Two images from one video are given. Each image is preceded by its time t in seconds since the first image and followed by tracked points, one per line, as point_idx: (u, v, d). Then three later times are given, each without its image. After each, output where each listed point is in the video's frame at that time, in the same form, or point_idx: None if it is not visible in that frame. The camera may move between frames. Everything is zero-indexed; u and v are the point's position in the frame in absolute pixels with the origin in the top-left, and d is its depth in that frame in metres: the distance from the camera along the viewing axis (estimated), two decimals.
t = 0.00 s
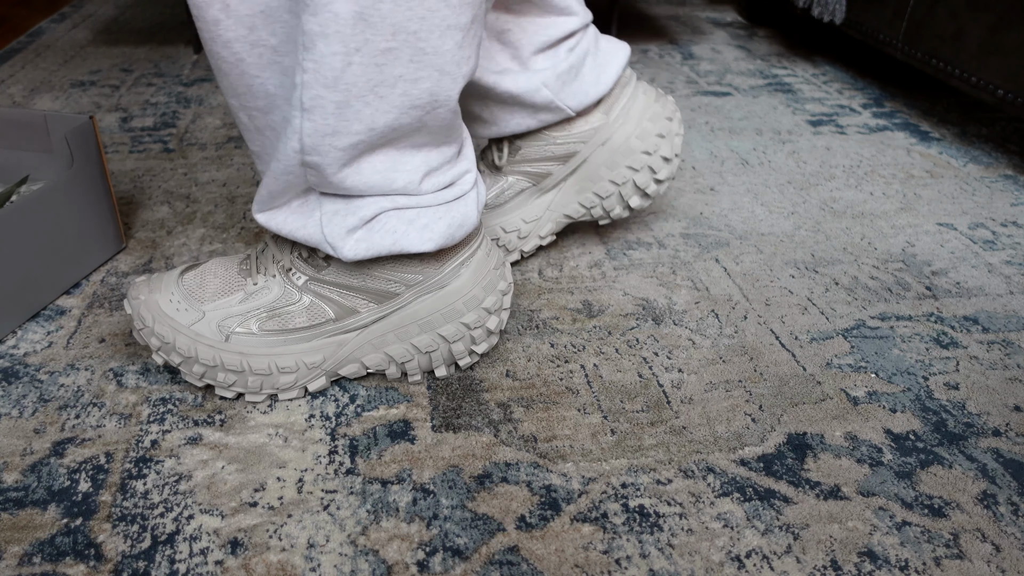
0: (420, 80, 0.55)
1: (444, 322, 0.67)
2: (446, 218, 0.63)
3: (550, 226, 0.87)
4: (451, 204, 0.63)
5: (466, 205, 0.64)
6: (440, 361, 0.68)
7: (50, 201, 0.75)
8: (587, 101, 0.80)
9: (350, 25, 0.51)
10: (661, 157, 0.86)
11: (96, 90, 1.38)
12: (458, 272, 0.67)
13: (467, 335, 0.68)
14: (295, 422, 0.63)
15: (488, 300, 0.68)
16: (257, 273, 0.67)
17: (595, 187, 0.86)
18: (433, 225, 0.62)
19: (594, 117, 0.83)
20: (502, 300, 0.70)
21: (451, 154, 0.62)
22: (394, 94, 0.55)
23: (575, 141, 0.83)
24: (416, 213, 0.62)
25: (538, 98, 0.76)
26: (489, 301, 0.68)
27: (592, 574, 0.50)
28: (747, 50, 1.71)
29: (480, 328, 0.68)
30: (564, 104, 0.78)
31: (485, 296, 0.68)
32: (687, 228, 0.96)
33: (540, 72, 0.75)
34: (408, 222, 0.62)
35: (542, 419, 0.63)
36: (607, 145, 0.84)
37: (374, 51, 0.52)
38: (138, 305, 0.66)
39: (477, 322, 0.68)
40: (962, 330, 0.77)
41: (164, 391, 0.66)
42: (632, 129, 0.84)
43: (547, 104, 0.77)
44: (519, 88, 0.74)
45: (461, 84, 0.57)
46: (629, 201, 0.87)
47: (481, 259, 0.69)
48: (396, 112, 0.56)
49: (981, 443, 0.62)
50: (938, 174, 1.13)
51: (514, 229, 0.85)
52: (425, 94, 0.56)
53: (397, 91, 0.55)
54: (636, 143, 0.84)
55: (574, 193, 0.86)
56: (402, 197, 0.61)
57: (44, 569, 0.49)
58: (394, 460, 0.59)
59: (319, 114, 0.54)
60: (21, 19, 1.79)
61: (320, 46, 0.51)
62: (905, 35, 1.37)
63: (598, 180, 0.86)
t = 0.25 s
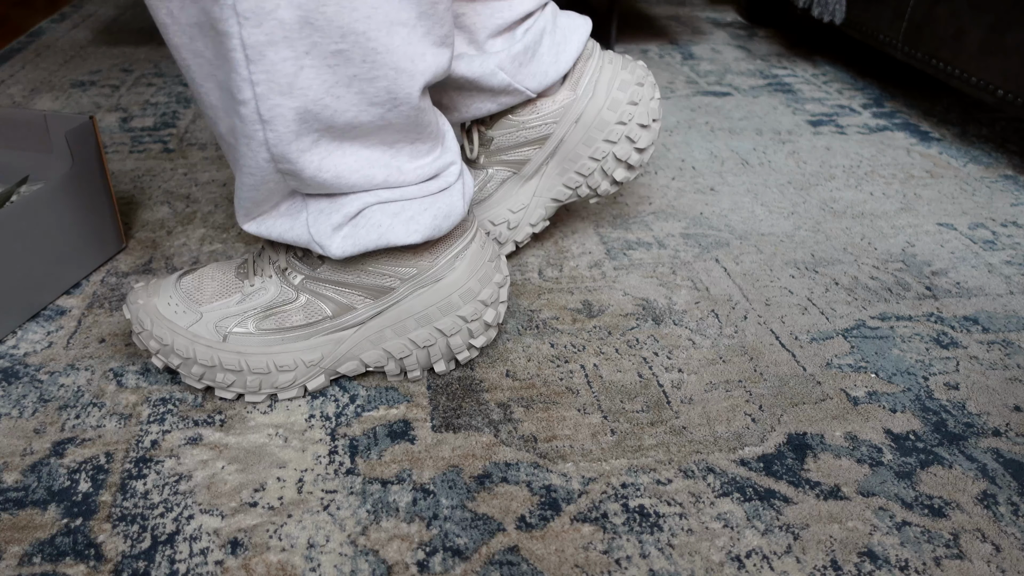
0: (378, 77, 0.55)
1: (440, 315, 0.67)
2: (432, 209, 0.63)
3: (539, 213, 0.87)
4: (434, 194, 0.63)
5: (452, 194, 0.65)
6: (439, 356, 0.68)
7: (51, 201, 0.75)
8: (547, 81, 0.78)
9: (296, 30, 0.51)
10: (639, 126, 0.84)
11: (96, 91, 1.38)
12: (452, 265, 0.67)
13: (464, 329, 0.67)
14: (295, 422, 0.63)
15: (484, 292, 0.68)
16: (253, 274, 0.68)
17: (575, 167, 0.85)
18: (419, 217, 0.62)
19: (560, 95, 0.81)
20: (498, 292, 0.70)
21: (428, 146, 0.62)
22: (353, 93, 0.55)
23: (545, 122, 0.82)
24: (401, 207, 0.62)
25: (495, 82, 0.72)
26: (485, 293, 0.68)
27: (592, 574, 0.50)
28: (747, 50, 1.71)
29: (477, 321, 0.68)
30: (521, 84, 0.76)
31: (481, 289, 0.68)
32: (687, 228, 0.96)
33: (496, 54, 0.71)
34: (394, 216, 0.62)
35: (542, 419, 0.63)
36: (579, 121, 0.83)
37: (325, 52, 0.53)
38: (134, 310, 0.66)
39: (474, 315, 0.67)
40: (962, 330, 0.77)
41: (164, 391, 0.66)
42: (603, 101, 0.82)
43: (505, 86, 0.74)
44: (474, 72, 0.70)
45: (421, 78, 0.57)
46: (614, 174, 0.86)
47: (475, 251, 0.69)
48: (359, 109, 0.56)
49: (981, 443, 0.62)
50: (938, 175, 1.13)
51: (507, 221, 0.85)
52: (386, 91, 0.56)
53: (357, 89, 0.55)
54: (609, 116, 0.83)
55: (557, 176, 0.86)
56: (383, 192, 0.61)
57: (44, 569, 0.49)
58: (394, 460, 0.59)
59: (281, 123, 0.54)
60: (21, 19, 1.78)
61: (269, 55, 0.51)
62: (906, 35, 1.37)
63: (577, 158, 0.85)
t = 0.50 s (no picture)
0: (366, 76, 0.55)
1: (439, 314, 0.67)
2: (428, 207, 0.63)
3: (537, 211, 0.87)
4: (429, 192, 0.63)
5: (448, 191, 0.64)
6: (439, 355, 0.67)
7: (51, 201, 0.75)
8: (537, 79, 0.78)
9: (280, 30, 0.51)
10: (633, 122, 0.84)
11: (96, 91, 1.38)
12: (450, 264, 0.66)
13: (464, 327, 0.67)
14: (295, 422, 0.63)
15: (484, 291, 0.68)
16: (253, 275, 0.68)
17: (571, 164, 0.85)
18: (416, 215, 0.62)
19: (552, 92, 0.81)
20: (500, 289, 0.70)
21: (422, 145, 0.62)
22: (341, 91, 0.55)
23: (538, 120, 0.82)
24: (397, 206, 0.62)
25: (486, 82, 0.72)
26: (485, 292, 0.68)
27: (591, 574, 0.50)
28: (747, 50, 1.71)
29: (477, 320, 0.68)
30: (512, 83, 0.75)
31: (480, 288, 0.67)
32: (686, 228, 0.96)
33: (486, 53, 0.71)
34: (390, 215, 0.62)
35: (542, 419, 0.63)
36: (573, 118, 0.82)
37: (311, 52, 0.53)
38: (134, 312, 0.66)
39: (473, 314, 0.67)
40: (962, 330, 0.77)
41: (163, 391, 0.66)
42: (596, 98, 0.82)
43: (496, 86, 0.73)
44: (466, 72, 0.70)
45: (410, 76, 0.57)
46: (611, 170, 0.87)
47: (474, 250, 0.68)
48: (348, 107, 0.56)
49: (981, 443, 0.62)
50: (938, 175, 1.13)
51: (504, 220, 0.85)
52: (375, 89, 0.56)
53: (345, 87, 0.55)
54: (602, 112, 0.83)
55: (553, 173, 0.86)
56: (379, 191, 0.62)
57: (44, 569, 0.49)
58: (394, 460, 0.59)
59: (270, 124, 0.54)
60: (21, 18, 1.79)
61: (254, 56, 0.51)
62: (906, 35, 1.37)
63: (572, 155, 0.85)
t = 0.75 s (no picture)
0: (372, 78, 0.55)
1: (439, 315, 0.67)
2: (430, 210, 0.63)
3: (542, 217, 0.86)
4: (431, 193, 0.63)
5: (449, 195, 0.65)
6: (438, 356, 0.68)
7: (51, 201, 0.75)
8: (558, 86, 0.79)
9: (289, 32, 0.51)
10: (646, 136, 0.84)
11: (96, 91, 1.38)
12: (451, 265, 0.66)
13: (463, 329, 0.67)
14: (295, 422, 0.63)
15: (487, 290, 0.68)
16: (252, 275, 0.68)
17: (581, 173, 0.85)
18: (417, 217, 0.63)
19: (569, 102, 0.82)
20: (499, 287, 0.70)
21: (425, 147, 0.62)
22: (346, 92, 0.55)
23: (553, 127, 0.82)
24: (399, 207, 0.62)
25: (507, 86, 0.74)
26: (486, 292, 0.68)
27: (591, 574, 0.50)
28: (747, 50, 1.71)
29: (477, 321, 0.68)
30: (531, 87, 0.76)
31: (480, 289, 0.68)
32: (686, 228, 0.96)
33: (508, 58, 0.73)
34: (392, 217, 0.62)
35: (542, 419, 0.63)
36: (587, 129, 0.83)
37: (322, 53, 0.53)
38: (134, 312, 0.66)
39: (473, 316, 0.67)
40: (962, 330, 0.77)
41: (163, 391, 0.66)
42: (611, 109, 0.83)
43: (517, 91, 0.75)
44: (486, 76, 0.72)
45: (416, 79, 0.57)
46: (619, 183, 0.86)
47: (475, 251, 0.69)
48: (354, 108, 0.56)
49: (981, 443, 0.62)
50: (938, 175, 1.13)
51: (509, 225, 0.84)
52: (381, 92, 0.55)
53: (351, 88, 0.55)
54: (616, 124, 0.83)
55: (562, 181, 0.86)
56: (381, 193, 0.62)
57: (44, 569, 0.49)
58: (394, 460, 0.59)
59: (275, 124, 0.54)
60: (22, 18, 1.79)
61: (262, 57, 0.51)
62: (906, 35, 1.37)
63: (583, 164, 0.85)
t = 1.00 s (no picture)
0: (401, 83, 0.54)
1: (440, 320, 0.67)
2: (441, 217, 0.63)
3: (552, 235, 0.86)
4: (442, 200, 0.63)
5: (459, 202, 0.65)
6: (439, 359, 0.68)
7: (51, 201, 0.75)
8: (602, 112, 0.80)
9: (328, 31, 0.50)
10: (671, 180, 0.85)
11: (96, 91, 1.38)
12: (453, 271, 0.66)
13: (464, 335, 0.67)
14: (295, 422, 0.63)
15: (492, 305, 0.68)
16: (254, 274, 0.68)
17: (602, 202, 0.85)
18: (429, 224, 0.63)
19: (606, 131, 0.82)
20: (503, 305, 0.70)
21: (440, 152, 0.62)
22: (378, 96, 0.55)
23: (587, 153, 0.83)
24: (412, 212, 0.62)
25: (551, 107, 0.76)
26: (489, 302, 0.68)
27: (591, 574, 0.50)
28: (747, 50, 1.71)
29: (478, 326, 0.68)
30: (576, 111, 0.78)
31: (483, 294, 0.68)
32: (686, 228, 0.96)
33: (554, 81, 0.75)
34: (404, 222, 0.62)
35: (542, 419, 0.63)
36: (616, 161, 0.83)
37: (356, 57, 0.52)
38: (135, 310, 0.66)
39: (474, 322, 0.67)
40: (962, 330, 0.77)
41: (164, 391, 0.66)
42: (644, 146, 0.83)
43: (561, 112, 0.77)
44: (532, 95, 0.75)
45: (444, 83, 0.57)
46: (635, 221, 0.86)
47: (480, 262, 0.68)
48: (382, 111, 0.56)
49: (982, 443, 0.62)
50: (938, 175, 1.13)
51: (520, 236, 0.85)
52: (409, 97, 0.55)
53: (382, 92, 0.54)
54: (646, 161, 0.84)
55: (580, 206, 0.86)
56: (393, 198, 0.61)
57: (44, 569, 0.49)
58: (394, 460, 0.59)
59: (304, 123, 0.53)
60: (22, 18, 1.79)
61: (300, 55, 0.51)
62: (906, 35, 1.37)
63: (606, 194, 0.85)
